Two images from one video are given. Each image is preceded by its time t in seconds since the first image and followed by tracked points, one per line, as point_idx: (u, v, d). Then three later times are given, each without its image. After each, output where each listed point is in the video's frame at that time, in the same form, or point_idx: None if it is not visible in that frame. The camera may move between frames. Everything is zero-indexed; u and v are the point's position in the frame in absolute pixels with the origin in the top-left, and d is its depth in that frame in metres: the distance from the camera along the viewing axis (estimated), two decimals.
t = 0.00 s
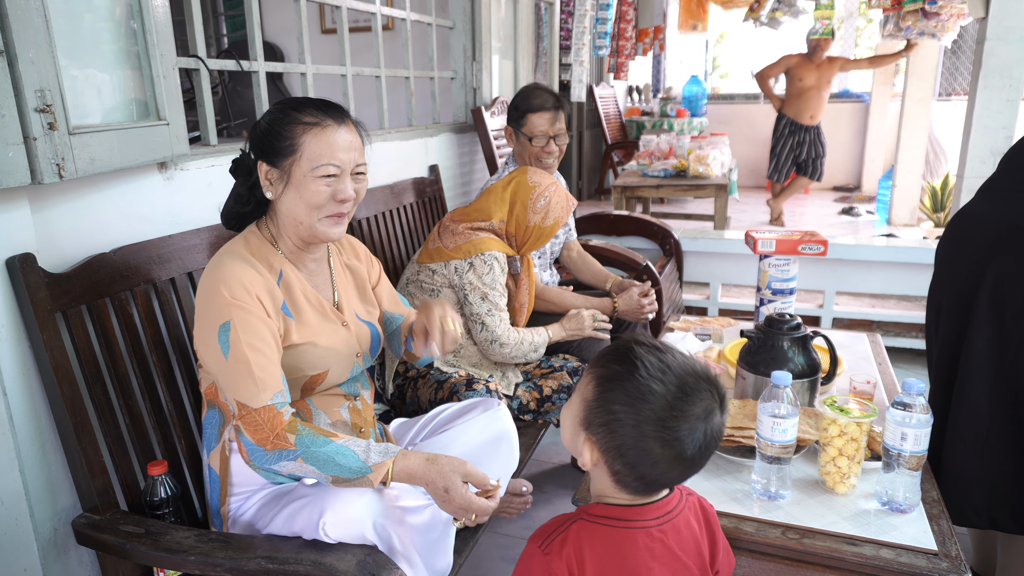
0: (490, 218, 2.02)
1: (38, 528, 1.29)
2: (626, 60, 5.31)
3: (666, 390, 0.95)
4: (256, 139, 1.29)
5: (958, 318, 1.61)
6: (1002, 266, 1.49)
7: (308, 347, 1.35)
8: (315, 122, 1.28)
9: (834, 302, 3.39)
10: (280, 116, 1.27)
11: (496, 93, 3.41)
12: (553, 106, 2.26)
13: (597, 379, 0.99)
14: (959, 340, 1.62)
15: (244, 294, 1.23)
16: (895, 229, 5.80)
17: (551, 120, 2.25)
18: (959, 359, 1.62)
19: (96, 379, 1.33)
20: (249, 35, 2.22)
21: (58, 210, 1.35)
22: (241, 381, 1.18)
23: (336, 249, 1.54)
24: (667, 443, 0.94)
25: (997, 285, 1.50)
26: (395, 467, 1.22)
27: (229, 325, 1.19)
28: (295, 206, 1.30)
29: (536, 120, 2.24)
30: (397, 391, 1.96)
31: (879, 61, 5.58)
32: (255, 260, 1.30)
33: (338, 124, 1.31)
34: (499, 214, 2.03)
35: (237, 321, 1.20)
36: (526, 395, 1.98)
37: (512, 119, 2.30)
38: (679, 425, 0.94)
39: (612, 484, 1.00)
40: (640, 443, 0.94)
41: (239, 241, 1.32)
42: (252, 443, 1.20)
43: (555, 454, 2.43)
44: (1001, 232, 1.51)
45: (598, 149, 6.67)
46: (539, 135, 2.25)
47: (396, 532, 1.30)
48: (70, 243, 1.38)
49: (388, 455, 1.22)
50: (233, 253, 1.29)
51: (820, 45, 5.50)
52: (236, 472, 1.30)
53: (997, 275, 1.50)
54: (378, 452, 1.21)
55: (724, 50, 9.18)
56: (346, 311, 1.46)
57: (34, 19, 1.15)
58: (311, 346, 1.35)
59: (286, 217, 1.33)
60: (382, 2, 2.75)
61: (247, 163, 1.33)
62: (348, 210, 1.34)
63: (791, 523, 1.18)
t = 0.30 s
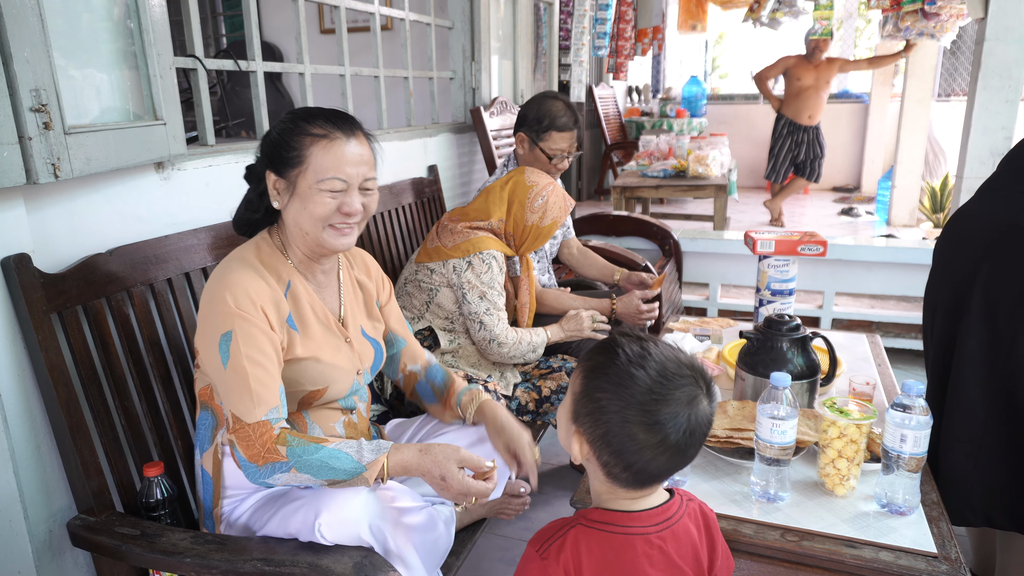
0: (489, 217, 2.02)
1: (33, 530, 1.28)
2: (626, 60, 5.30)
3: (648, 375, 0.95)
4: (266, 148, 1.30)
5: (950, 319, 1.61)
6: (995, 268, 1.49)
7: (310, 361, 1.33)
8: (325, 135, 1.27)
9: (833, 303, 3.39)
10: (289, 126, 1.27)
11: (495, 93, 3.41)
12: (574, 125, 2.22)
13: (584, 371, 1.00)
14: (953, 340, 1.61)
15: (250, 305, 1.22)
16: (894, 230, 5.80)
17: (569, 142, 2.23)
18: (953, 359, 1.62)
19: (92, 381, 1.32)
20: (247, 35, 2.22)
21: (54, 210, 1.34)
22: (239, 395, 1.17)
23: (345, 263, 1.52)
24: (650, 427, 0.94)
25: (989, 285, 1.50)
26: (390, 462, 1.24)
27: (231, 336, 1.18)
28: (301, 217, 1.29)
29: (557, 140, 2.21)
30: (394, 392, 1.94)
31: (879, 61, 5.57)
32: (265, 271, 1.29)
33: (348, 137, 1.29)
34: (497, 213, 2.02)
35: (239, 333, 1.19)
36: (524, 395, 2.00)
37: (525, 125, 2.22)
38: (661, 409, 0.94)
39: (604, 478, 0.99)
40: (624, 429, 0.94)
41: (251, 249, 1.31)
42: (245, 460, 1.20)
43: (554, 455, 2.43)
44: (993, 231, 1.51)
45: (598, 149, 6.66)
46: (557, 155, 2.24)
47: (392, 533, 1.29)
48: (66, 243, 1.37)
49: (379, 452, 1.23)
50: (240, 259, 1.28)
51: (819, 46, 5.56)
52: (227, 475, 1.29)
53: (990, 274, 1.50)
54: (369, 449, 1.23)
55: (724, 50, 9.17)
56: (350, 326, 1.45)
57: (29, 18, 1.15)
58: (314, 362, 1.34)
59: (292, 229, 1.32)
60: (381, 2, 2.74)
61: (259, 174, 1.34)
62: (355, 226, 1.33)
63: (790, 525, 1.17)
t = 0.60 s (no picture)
0: (493, 218, 2.00)
1: (32, 531, 1.27)
2: (630, 59, 5.27)
3: (647, 384, 0.93)
4: (312, 158, 1.28)
5: (952, 318, 1.59)
6: (995, 269, 1.47)
7: (338, 378, 1.32)
8: (371, 150, 1.25)
9: (840, 303, 3.36)
10: (337, 139, 1.25)
11: (499, 92, 3.39)
12: (589, 139, 2.18)
13: (583, 382, 0.98)
14: (955, 340, 1.59)
15: (284, 318, 1.20)
16: (900, 230, 5.77)
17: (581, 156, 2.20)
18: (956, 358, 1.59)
19: (92, 382, 1.31)
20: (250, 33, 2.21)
21: (53, 209, 1.33)
22: (254, 411, 1.15)
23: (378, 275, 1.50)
24: (652, 437, 0.92)
25: (991, 283, 1.47)
26: (392, 457, 1.28)
27: (258, 347, 1.17)
28: (342, 233, 1.28)
29: (570, 154, 2.18)
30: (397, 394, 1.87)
31: (885, 60, 5.53)
32: (301, 279, 1.28)
33: (395, 155, 1.27)
34: (501, 214, 2.01)
35: (267, 346, 1.17)
36: (528, 397, 1.97)
37: (540, 132, 2.17)
38: (661, 417, 0.92)
39: (612, 485, 0.98)
40: (627, 442, 0.93)
41: (291, 258, 1.30)
42: (245, 478, 1.18)
43: (558, 456, 2.41)
44: (994, 227, 1.49)
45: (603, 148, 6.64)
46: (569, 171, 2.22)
47: (396, 538, 1.28)
48: (65, 243, 1.37)
49: (378, 448, 1.25)
50: (275, 266, 1.26)
51: (825, 46, 5.44)
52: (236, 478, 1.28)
53: (992, 272, 1.47)
54: (368, 446, 1.25)
55: (729, 50, 9.14)
56: (379, 340, 1.43)
57: (27, 16, 1.14)
58: (341, 379, 1.33)
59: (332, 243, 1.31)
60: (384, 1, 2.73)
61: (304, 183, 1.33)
62: (394, 246, 1.31)
63: (797, 530, 1.15)
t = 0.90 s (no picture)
0: (497, 218, 1.99)
1: (29, 536, 1.26)
2: (636, 58, 5.23)
3: (657, 383, 0.91)
4: (343, 168, 1.27)
5: (963, 320, 1.56)
6: (1007, 268, 1.44)
7: (359, 393, 1.31)
8: (403, 166, 1.23)
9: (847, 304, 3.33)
10: (369, 151, 1.24)
11: (504, 92, 3.37)
12: (610, 169, 2.16)
13: (589, 388, 0.96)
14: (966, 341, 1.56)
15: (308, 330, 1.19)
16: (907, 230, 5.74)
17: (596, 184, 2.18)
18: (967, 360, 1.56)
19: (91, 385, 1.30)
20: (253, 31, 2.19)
21: (53, 209, 1.32)
22: (264, 419, 1.14)
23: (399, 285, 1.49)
24: (667, 434, 0.90)
25: (1002, 283, 1.44)
26: (393, 463, 1.25)
27: (277, 356, 1.15)
28: (368, 249, 1.26)
29: (586, 181, 2.17)
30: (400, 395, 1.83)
31: (892, 58, 5.49)
32: (325, 289, 1.27)
33: (427, 171, 1.24)
34: (506, 214, 2.00)
35: (286, 356, 1.15)
36: (533, 399, 1.96)
37: (563, 149, 2.13)
38: (673, 414, 0.90)
39: (630, 498, 0.95)
40: (642, 446, 0.90)
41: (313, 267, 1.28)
42: (247, 491, 1.17)
43: (563, 458, 2.39)
44: (1006, 230, 1.46)
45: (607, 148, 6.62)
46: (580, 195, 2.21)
47: (400, 546, 1.25)
48: (64, 243, 1.35)
49: (379, 455, 1.23)
50: (299, 273, 1.25)
51: (831, 46, 5.46)
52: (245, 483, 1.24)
53: (1004, 272, 1.44)
54: (369, 453, 1.23)
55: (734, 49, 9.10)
56: (396, 354, 1.42)
57: (25, 14, 1.12)
58: (359, 395, 1.31)
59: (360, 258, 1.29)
60: None
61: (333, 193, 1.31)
62: (422, 264, 1.28)
63: (808, 538, 1.13)
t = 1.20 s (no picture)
0: (509, 217, 1.96)
1: (35, 541, 1.23)
2: (647, 54, 5.16)
3: (697, 404, 0.86)
4: (350, 168, 1.24)
5: (996, 320, 1.51)
6: None
7: (363, 393, 1.28)
8: (411, 165, 1.19)
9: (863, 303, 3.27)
10: (378, 151, 1.20)
11: (515, 88, 3.33)
12: (635, 199, 2.12)
13: (624, 395, 0.91)
14: (999, 342, 1.51)
15: (312, 324, 1.16)
16: (922, 227, 5.66)
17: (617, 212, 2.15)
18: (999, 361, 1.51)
19: (97, 387, 1.27)
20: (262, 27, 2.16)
21: (58, 208, 1.29)
22: (274, 418, 1.11)
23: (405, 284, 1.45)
24: (703, 461, 0.85)
25: None
26: (415, 462, 1.21)
27: (282, 352, 1.12)
28: (379, 252, 1.22)
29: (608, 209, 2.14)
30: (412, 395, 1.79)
31: (907, 54, 5.41)
32: (330, 287, 1.24)
33: (436, 170, 1.21)
34: (517, 212, 1.97)
35: (292, 352, 1.12)
36: (546, 400, 1.94)
37: (593, 171, 2.09)
38: (714, 441, 0.85)
39: (653, 507, 0.91)
40: (675, 464, 0.86)
41: (318, 263, 1.26)
42: (259, 488, 1.14)
43: (576, 459, 2.35)
44: None
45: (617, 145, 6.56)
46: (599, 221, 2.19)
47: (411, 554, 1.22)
48: (70, 242, 1.33)
49: (399, 453, 1.21)
50: (302, 270, 1.22)
51: (846, 41, 5.30)
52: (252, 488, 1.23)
53: None
54: (389, 451, 1.20)
55: (745, 45, 9.01)
56: (402, 356, 1.39)
57: (28, 7, 1.09)
58: (364, 395, 1.29)
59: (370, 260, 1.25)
60: None
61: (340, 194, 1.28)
62: (431, 266, 1.25)
63: (834, 547, 1.09)
